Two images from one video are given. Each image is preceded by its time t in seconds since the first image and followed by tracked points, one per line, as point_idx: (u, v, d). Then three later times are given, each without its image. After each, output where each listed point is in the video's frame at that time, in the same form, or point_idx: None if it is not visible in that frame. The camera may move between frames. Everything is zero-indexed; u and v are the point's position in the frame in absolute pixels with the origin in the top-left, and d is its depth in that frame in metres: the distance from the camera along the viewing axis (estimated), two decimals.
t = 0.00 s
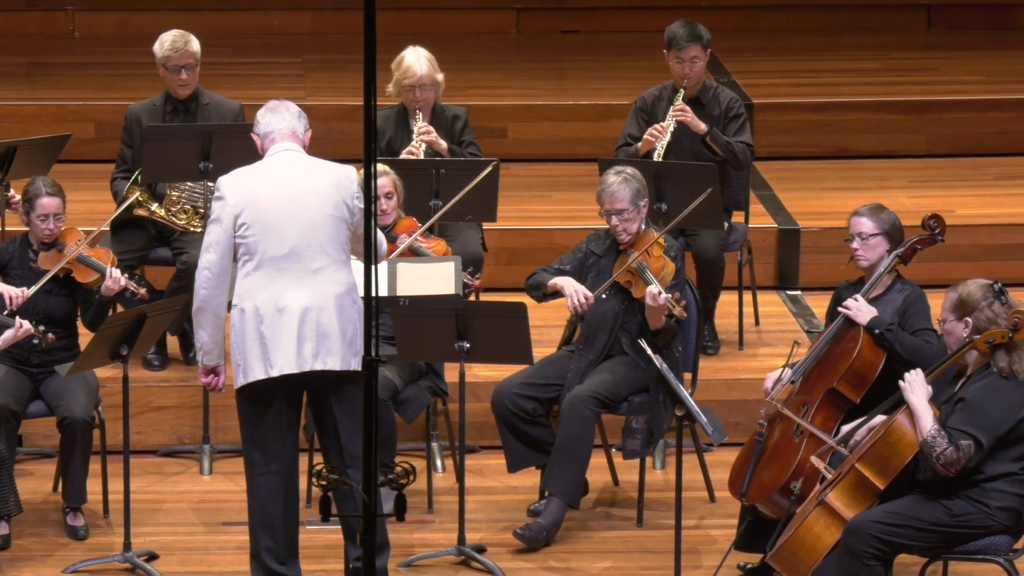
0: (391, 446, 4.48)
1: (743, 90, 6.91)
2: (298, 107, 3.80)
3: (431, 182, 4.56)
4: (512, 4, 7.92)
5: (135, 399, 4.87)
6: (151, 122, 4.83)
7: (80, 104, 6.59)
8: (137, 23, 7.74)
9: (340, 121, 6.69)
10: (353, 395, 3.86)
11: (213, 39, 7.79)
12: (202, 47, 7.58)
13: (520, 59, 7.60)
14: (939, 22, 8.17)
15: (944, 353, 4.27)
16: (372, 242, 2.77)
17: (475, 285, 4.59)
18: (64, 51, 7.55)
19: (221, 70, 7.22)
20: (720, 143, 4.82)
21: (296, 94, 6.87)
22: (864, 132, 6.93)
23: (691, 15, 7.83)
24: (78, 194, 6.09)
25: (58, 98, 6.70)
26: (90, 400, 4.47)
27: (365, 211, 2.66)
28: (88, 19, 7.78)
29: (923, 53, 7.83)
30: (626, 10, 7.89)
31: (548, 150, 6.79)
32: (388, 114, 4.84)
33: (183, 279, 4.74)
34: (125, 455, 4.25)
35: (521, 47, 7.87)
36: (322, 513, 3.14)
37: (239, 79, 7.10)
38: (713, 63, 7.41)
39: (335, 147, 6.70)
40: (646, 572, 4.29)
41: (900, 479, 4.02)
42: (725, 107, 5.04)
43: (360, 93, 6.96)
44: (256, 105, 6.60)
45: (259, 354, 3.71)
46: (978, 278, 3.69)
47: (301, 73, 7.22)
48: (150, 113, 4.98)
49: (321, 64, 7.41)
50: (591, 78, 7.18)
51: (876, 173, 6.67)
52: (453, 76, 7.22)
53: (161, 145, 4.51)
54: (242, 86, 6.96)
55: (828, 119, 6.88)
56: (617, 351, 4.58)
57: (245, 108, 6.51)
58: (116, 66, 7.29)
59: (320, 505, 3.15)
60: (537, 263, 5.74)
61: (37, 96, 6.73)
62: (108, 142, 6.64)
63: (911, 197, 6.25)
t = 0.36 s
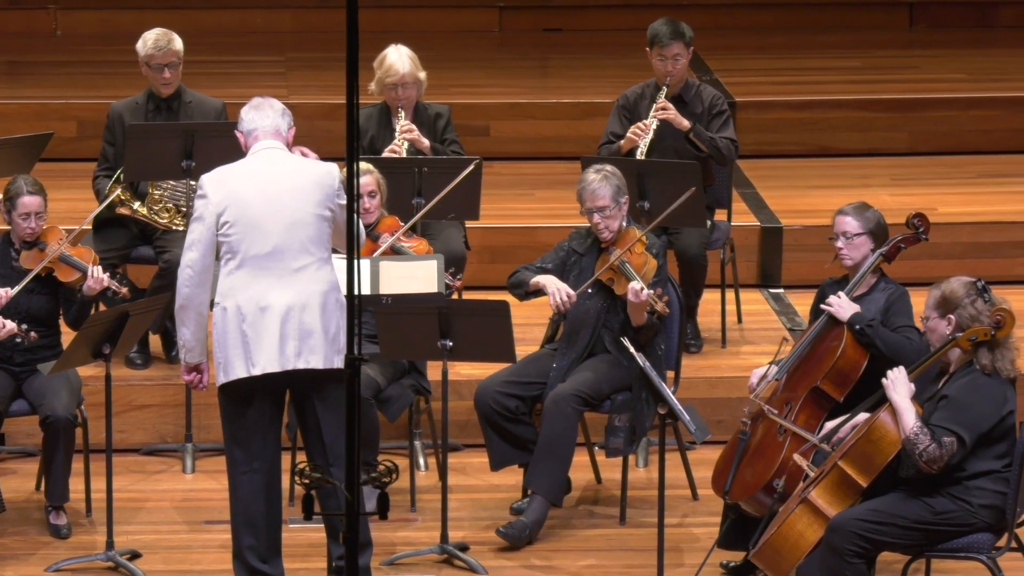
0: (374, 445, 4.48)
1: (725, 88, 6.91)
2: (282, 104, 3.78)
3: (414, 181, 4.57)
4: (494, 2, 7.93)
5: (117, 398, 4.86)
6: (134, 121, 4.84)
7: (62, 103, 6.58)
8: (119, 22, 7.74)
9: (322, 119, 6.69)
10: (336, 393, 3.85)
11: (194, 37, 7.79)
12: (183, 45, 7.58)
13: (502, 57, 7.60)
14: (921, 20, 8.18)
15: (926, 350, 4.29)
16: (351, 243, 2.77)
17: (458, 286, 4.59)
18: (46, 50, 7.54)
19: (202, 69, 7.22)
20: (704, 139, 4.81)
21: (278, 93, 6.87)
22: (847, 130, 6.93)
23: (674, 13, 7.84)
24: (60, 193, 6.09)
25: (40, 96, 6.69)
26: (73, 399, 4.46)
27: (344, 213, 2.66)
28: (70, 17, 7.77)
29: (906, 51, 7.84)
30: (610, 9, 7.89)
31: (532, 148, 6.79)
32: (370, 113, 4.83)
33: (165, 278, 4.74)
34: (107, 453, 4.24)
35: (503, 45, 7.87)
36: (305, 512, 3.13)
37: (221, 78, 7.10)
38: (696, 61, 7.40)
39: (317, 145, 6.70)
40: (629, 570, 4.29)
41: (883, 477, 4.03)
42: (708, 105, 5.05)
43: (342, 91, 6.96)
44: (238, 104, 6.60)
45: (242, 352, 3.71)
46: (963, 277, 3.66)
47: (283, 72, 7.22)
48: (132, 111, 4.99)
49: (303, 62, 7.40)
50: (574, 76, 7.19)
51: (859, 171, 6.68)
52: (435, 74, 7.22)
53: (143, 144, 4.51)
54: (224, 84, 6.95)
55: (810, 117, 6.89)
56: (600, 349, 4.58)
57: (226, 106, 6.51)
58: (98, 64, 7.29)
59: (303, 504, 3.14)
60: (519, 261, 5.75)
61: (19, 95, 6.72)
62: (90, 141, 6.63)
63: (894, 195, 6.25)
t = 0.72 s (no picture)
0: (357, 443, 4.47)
1: (708, 86, 6.91)
2: (263, 103, 3.76)
3: (396, 180, 4.56)
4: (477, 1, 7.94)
5: (100, 397, 4.86)
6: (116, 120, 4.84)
7: (44, 102, 6.57)
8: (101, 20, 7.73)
9: (305, 117, 6.68)
10: (317, 392, 3.84)
11: (176, 36, 7.79)
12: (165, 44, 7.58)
13: (484, 56, 7.60)
14: (903, 18, 8.19)
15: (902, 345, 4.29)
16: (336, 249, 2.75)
17: (441, 287, 4.58)
18: (29, 49, 7.53)
19: (184, 68, 7.21)
20: (686, 141, 4.83)
21: (260, 91, 6.86)
22: (831, 129, 6.93)
23: (657, 12, 7.84)
24: (41, 192, 6.08)
25: (22, 95, 6.68)
26: (55, 398, 4.46)
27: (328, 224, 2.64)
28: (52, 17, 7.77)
29: (889, 49, 7.84)
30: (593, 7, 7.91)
31: (515, 147, 6.79)
32: (353, 112, 4.82)
33: (147, 277, 4.75)
34: (88, 452, 4.24)
35: (486, 44, 7.87)
36: (287, 511, 3.12)
37: (202, 76, 7.09)
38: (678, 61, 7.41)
39: (299, 144, 6.69)
40: (611, 569, 4.29)
41: (865, 475, 4.03)
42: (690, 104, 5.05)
43: (324, 90, 6.96)
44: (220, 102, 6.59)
45: (224, 352, 3.71)
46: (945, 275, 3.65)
47: (265, 71, 7.22)
48: (115, 110, 4.99)
49: (286, 62, 7.41)
50: (556, 75, 7.19)
51: (841, 170, 6.68)
52: (417, 73, 7.22)
53: (126, 143, 4.51)
54: (206, 82, 6.95)
55: (792, 116, 6.89)
56: (582, 348, 4.59)
57: (208, 105, 6.50)
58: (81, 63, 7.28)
59: (285, 503, 3.13)
60: (501, 260, 5.74)
61: (1, 94, 6.71)
62: (72, 139, 6.63)
63: (877, 193, 6.25)
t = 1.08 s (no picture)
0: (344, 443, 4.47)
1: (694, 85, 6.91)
2: (247, 103, 3.73)
3: (383, 179, 4.56)
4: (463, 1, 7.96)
5: (87, 397, 4.86)
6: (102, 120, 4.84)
7: (30, 102, 6.56)
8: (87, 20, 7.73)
9: (292, 117, 6.68)
10: (304, 393, 3.81)
11: (162, 36, 7.80)
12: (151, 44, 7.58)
13: (469, 56, 7.60)
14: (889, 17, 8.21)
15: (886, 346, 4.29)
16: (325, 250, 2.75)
17: (429, 286, 4.57)
18: (16, 49, 7.52)
19: (170, 68, 7.21)
20: (672, 143, 4.84)
21: (247, 91, 6.86)
22: (817, 129, 6.93)
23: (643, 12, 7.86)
24: (27, 192, 6.07)
25: (9, 95, 6.67)
26: (42, 398, 4.45)
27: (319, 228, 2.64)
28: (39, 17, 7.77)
29: (874, 48, 7.84)
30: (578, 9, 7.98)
31: (503, 146, 6.79)
32: (339, 112, 4.82)
33: (134, 277, 4.75)
34: (75, 452, 4.23)
35: (471, 44, 7.87)
36: (275, 511, 3.11)
37: (189, 76, 7.09)
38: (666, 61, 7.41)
39: (286, 144, 6.69)
40: (598, 568, 4.29)
41: (853, 474, 4.02)
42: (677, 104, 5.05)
43: (310, 89, 6.96)
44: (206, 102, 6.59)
45: (210, 351, 3.68)
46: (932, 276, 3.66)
47: (251, 70, 7.22)
48: (101, 110, 4.99)
49: (272, 62, 7.41)
50: (543, 75, 7.20)
51: (828, 170, 6.69)
52: (403, 72, 7.23)
53: (113, 142, 4.51)
54: (193, 82, 6.94)
55: (778, 115, 6.89)
56: (569, 347, 4.59)
57: (195, 105, 6.50)
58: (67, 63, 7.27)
59: (273, 502, 3.11)
60: (488, 259, 5.75)
61: None
62: (59, 139, 6.63)
63: (864, 193, 6.26)
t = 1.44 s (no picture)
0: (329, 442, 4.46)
1: (679, 85, 6.91)
2: (233, 102, 3.67)
3: (369, 178, 4.55)
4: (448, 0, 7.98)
5: (72, 397, 4.86)
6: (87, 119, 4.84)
7: (15, 102, 6.56)
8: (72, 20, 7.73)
9: (277, 117, 6.68)
10: (288, 393, 3.80)
11: (146, 36, 7.80)
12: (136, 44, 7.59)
13: (451, 55, 7.60)
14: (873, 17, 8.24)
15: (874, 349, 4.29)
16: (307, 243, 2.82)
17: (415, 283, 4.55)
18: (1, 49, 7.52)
19: (154, 67, 7.21)
20: (657, 142, 4.86)
21: (232, 91, 6.86)
22: (803, 128, 6.93)
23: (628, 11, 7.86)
24: (11, 192, 6.07)
25: None
26: (27, 398, 4.44)
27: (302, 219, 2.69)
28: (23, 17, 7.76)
29: (858, 47, 7.85)
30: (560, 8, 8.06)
31: (488, 146, 6.79)
32: (324, 111, 4.81)
33: (119, 276, 4.75)
34: (61, 452, 4.21)
35: (455, 43, 7.88)
36: (261, 511, 3.09)
37: (174, 75, 7.09)
38: (652, 60, 7.41)
39: (270, 143, 6.69)
40: (584, 568, 4.29)
41: (838, 474, 4.02)
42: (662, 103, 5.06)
43: (295, 89, 6.96)
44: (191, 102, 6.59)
45: (193, 351, 3.66)
46: (918, 275, 3.68)
47: (236, 70, 7.23)
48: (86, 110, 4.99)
49: (256, 61, 7.41)
50: (527, 74, 7.20)
51: (813, 169, 6.69)
52: (387, 72, 7.23)
53: (97, 142, 4.51)
54: (177, 82, 6.94)
55: (764, 115, 6.90)
56: (553, 346, 4.60)
57: (179, 105, 6.49)
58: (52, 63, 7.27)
59: (259, 503, 3.10)
60: (473, 259, 5.75)
61: None
62: (44, 139, 6.62)
63: (849, 192, 6.26)
